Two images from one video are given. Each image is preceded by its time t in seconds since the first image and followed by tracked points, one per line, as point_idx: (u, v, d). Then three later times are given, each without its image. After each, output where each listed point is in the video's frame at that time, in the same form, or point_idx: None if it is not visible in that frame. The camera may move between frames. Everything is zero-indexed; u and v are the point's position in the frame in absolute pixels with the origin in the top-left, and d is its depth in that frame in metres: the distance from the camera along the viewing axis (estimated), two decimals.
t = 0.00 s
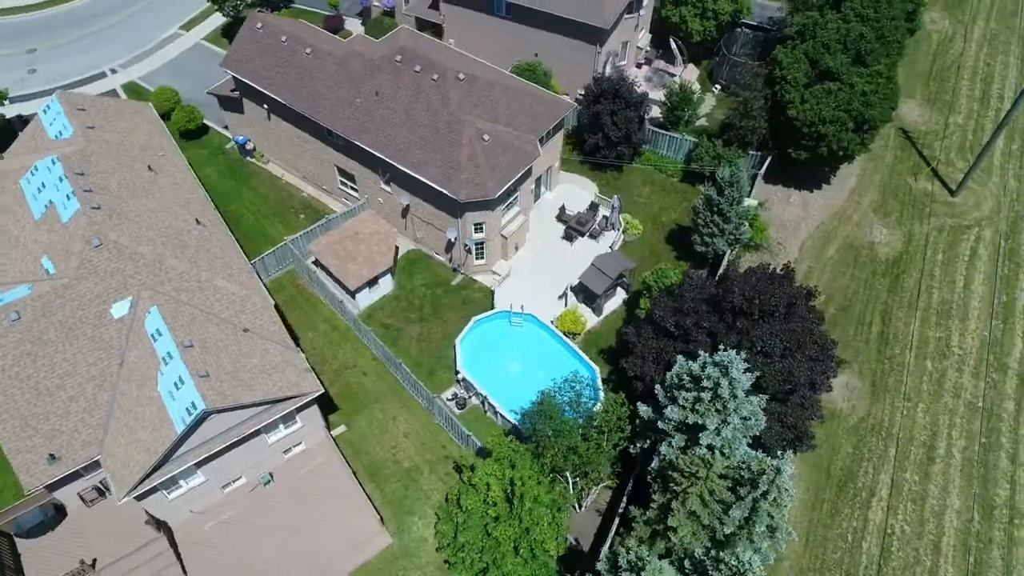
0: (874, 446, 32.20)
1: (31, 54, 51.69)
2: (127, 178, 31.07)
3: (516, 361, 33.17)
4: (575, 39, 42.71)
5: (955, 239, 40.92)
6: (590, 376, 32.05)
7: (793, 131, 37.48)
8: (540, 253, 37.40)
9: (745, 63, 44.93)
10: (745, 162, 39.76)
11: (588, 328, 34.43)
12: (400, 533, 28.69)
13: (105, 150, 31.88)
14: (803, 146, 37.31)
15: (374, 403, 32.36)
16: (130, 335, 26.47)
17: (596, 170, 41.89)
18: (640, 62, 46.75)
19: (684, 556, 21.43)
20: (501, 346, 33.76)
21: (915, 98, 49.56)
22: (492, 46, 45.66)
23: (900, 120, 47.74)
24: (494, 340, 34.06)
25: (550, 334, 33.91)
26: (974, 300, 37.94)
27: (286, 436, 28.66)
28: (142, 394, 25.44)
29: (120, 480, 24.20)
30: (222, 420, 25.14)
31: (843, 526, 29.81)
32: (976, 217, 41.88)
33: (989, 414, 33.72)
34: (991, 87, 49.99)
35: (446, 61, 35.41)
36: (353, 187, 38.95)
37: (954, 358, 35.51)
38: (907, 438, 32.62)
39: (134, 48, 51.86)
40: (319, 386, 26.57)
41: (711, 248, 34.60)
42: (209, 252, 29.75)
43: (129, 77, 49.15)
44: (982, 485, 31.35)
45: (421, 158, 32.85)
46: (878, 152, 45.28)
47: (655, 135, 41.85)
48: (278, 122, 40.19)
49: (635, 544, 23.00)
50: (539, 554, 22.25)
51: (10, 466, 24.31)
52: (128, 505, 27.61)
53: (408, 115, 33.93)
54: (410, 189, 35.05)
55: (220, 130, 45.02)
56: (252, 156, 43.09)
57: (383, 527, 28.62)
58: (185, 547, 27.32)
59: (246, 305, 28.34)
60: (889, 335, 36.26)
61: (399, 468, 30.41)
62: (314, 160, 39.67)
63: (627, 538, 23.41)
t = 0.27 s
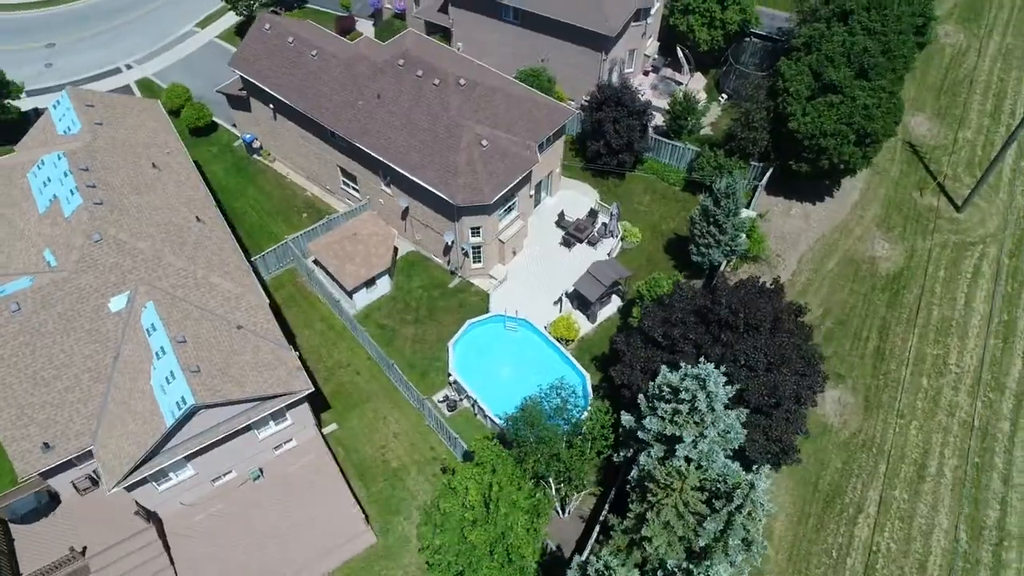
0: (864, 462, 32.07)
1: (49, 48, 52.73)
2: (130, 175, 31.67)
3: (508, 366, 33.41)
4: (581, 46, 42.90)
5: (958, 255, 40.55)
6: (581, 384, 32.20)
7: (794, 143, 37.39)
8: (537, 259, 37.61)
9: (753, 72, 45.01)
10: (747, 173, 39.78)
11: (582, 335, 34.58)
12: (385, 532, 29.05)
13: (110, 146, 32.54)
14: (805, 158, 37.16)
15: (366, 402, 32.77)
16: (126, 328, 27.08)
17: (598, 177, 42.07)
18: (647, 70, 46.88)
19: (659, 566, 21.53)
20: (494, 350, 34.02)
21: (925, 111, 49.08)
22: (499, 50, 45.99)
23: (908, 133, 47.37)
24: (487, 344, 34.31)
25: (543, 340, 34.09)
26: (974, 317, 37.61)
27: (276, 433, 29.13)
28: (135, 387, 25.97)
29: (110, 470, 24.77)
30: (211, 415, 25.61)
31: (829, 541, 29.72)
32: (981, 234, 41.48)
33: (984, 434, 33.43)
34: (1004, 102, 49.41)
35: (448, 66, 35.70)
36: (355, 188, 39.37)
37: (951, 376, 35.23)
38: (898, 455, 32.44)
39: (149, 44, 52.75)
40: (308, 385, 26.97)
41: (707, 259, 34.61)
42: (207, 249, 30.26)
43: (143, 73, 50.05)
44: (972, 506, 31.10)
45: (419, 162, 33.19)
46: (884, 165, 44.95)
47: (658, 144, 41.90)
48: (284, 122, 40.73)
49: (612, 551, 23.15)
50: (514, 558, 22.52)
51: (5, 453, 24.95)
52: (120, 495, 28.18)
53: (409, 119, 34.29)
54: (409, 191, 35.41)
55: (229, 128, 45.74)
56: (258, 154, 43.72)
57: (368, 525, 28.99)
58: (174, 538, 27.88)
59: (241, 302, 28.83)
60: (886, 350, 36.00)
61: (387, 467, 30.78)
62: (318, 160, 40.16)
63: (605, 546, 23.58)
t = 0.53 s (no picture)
0: (852, 477, 31.95)
1: (67, 43, 53.76)
2: (133, 171, 32.27)
3: (499, 370, 33.66)
4: (586, 53, 43.09)
5: (959, 272, 40.22)
6: (571, 391, 32.39)
7: (795, 155, 37.38)
8: (533, 264, 37.82)
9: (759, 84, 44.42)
10: (747, 184, 39.83)
11: (574, 341, 34.75)
12: (370, 531, 29.43)
13: (116, 143, 33.22)
14: (805, 171, 37.04)
15: (358, 402, 33.18)
16: (122, 322, 27.67)
17: (599, 184, 42.23)
18: (653, 78, 46.96)
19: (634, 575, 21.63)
20: (486, 354, 34.30)
21: (933, 125, 48.63)
22: (505, 55, 46.31)
23: (915, 147, 46.99)
24: (479, 348, 34.53)
25: (536, 345, 34.23)
26: (972, 336, 37.32)
27: (266, 429, 29.59)
28: (129, 380, 26.53)
29: (101, 461, 25.34)
30: (201, 410, 26.07)
31: (812, 556, 29.68)
32: (984, 251, 41.13)
33: (976, 453, 33.20)
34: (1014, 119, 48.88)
35: (450, 72, 35.99)
36: (356, 188, 39.80)
37: (945, 394, 34.99)
38: (887, 472, 32.29)
39: (163, 41, 53.60)
40: (297, 383, 27.40)
41: (701, 269, 34.75)
42: (205, 246, 30.77)
43: (156, 69, 50.88)
44: (960, 526, 30.88)
45: (417, 166, 33.54)
46: (888, 179, 44.64)
47: (659, 152, 41.92)
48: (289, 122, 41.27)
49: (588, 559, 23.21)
50: (491, 562, 22.67)
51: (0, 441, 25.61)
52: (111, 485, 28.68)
53: (409, 123, 34.65)
54: (407, 194, 35.77)
55: (237, 126, 46.41)
56: (265, 153, 44.34)
57: (354, 524, 29.37)
58: (163, 530, 28.42)
59: (235, 300, 29.34)
60: (881, 366, 35.80)
61: (375, 467, 31.16)
62: (321, 160, 40.64)
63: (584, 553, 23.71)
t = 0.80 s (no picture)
0: (839, 492, 31.90)
1: (84, 38, 54.78)
2: (136, 169, 32.87)
3: (491, 374, 33.89)
4: (590, 60, 43.31)
5: (960, 290, 39.92)
6: (560, 398, 32.55)
7: (794, 168, 37.30)
8: (530, 269, 38.06)
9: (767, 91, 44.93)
10: (747, 195, 39.92)
11: (566, 347, 34.96)
12: (355, 530, 29.84)
13: (121, 140, 33.92)
14: (803, 184, 36.95)
15: (350, 401, 33.59)
16: (119, 316, 28.31)
17: (599, 191, 42.39)
18: (658, 86, 47.18)
19: None
20: (478, 357, 34.58)
21: (941, 140, 48.21)
22: (512, 60, 46.66)
23: (920, 162, 46.63)
24: (472, 351, 34.81)
25: (529, 351, 34.50)
26: (969, 354, 37.05)
27: (257, 425, 30.05)
28: (122, 373, 27.09)
29: (93, 452, 25.98)
30: (191, 404, 26.55)
31: (795, 569, 29.67)
32: (986, 269, 40.79)
33: (967, 472, 32.99)
34: None
35: (451, 77, 36.30)
36: (357, 190, 40.23)
37: (938, 412, 34.79)
38: (875, 488, 32.20)
39: (177, 38, 54.44)
40: (287, 381, 27.86)
41: (694, 279, 34.84)
42: (203, 244, 31.31)
43: (168, 67, 51.72)
44: (946, 545, 30.73)
45: (415, 169, 33.88)
46: (891, 193, 44.34)
47: (660, 161, 41.98)
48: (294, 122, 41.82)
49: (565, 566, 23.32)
50: (467, 565, 22.89)
51: None
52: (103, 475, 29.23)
53: (408, 127, 35.01)
54: (406, 197, 36.17)
55: (245, 124, 47.09)
56: (270, 151, 44.92)
57: (339, 521, 29.80)
58: (153, 521, 29.01)
59: (230, 297, 29.87)
60: (874, 381, 35.65)
61: (363, 466, 31.56)
62: (324, 160, 41.14)
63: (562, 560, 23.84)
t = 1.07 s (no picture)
0: (825, 506, 31.86)
1: (99, 35, 55.70)
2: (138, 167, 33.49)
3: (481, 378, 34.26)
4: (593, 67, 43.59)
5: (958, 307, 39.64)
6: (549, 403, 32.89)
7: (791, 180, 37.25)
8: (525, 274, 38.33)
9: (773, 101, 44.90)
10: (745, 207, 39.78)
11: (558, 353, 35.20)
12: (340, 528, 30.27)
13: (125, 138, 34.59)
14: (801, 197, 36.90)
15: (342, 401, 34.03)
16: (115, 310, 28.94)
17: (598, 198, 42.56)
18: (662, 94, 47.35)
19: None
20: (469, 360, 34.97)
21: (946, 154, 47.80)
22: (518, 65, 46.96)
23: (924, 176, 46.31)
24: (463, 354, 35.18)
25: (521, 356, 34.77)
26: (964, 372, 36.82)
27: (248, 422, 30.55)
28: (116, 367, 27.68)
29: (85, 444, 26.58)
30: (181, 400, 27.04)
31: None
32: (985, 286, 40.49)
33: (955, 491, 32.82)
34: None
35: (451, 82, 36.62)
36: (358, 191, 40.68)
37: (930, 429, 34.63)
38: (861, 504, 32.13)
39: (190, 36, 55.24)
40: (277, 380, 28.32)
41: (687, 289, 34.95)
42: (201, 242, 31.85)
43: (180, 64, 52.53)
44: (931, 563, 30.62)
45: (411, 173, 34.25)
46: (894, 207, 44.08)
47: (660, 170, 42.06)
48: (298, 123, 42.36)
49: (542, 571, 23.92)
50: (443, 567, 23.29)
51: None
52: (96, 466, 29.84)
53: (407, 131, 35.39)
54: (403, 200, 36.57)
55: (252, 123, 47.77)
56: (275, 151, 45.51)
57: (326, 519, 30.25)
58: (144, 513, 29.64)
59: (225, 296, 30.40)
60: (866, 397, 35.53)
61: (352, 465, 32.00)
62: (327, 161, 41.63)
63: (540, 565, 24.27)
